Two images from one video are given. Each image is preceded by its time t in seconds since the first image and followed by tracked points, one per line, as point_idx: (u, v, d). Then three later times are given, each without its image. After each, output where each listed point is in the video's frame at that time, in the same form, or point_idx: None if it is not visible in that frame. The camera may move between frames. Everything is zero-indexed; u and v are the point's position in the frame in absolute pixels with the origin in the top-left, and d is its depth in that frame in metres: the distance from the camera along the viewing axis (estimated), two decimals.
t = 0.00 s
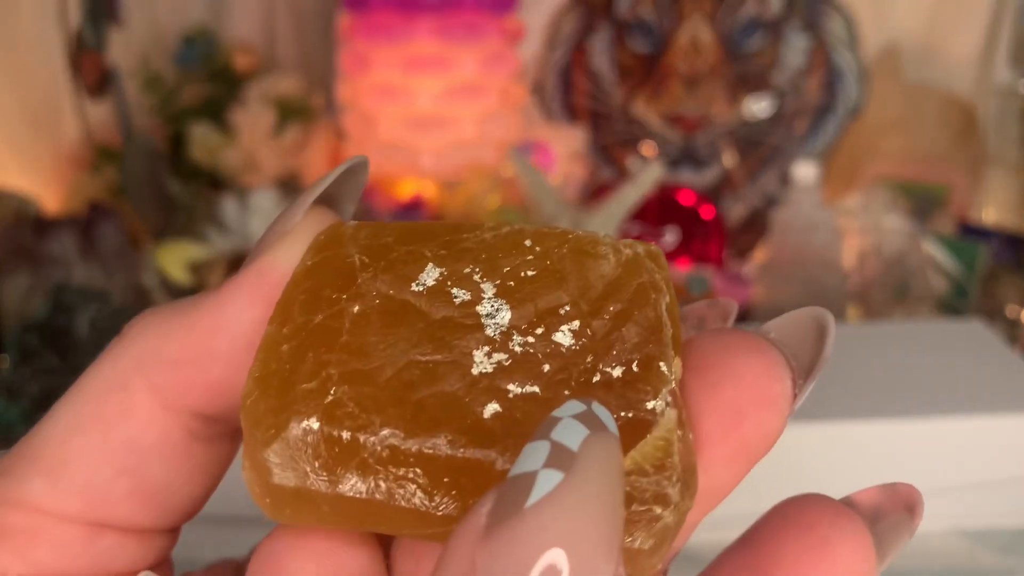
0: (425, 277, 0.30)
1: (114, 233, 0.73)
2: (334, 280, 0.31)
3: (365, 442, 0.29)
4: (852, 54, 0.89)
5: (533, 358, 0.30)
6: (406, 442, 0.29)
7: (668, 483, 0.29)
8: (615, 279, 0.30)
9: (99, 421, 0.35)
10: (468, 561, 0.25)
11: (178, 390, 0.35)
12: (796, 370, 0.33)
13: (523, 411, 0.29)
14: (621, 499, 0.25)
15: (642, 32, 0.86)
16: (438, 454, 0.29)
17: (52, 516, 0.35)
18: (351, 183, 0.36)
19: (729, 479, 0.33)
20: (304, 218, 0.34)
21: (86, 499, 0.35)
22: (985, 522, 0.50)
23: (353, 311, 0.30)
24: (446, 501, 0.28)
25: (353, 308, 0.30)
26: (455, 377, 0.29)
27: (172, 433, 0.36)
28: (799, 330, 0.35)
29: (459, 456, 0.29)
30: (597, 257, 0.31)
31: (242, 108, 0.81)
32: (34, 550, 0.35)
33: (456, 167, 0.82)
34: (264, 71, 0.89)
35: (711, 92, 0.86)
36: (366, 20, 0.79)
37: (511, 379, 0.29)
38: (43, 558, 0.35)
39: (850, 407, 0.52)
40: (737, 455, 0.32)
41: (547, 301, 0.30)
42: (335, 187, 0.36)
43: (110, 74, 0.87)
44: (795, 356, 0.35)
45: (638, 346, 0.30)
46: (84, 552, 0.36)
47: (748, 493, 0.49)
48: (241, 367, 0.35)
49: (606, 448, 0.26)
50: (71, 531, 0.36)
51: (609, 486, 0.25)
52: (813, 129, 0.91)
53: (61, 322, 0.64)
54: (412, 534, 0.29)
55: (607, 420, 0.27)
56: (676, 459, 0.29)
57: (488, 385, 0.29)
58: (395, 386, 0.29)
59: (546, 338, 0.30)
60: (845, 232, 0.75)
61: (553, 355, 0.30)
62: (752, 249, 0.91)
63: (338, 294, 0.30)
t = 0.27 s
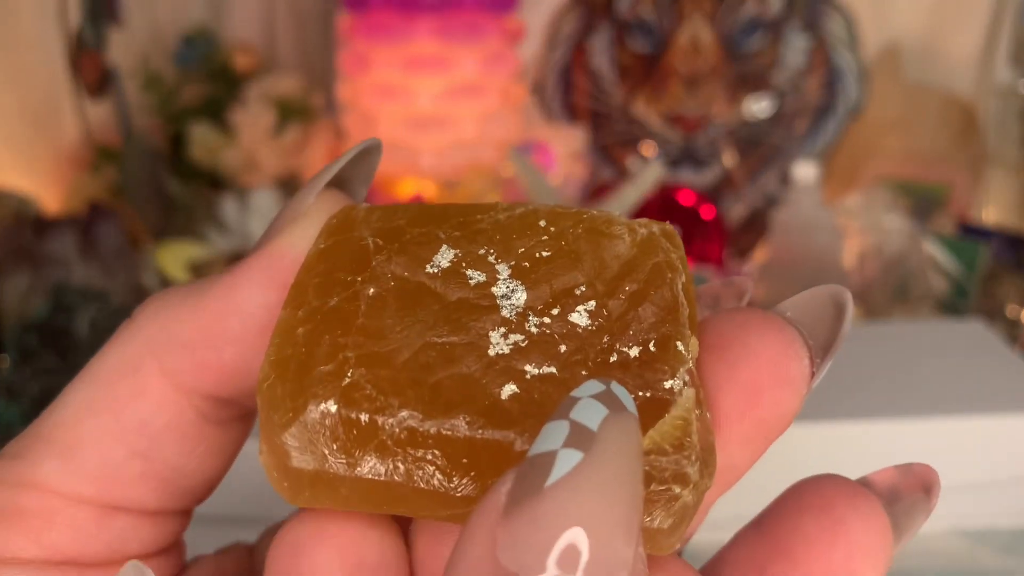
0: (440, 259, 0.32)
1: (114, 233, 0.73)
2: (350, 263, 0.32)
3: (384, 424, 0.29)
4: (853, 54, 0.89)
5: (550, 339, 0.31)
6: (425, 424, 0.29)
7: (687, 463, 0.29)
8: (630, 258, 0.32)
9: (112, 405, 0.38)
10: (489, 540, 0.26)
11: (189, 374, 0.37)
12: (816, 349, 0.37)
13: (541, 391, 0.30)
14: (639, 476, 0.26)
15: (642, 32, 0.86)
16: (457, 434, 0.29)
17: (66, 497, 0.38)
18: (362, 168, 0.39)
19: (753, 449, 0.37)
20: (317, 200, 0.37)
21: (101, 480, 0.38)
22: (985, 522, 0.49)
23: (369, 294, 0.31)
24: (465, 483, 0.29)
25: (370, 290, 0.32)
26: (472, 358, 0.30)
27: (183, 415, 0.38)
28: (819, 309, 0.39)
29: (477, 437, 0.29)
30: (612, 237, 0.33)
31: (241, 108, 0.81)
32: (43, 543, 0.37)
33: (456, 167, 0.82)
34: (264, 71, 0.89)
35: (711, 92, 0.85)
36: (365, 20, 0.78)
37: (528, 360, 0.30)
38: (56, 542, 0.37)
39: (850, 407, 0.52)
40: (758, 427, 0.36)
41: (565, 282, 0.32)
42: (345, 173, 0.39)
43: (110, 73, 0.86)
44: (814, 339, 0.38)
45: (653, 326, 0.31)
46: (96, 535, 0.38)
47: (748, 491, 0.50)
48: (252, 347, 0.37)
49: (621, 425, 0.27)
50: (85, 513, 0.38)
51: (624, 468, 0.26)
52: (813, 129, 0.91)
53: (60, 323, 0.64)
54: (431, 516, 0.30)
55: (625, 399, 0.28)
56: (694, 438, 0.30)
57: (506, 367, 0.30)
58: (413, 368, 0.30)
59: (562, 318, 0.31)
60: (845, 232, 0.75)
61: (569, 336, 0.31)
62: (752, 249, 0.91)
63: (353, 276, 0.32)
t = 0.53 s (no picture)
0: (447, 265, 0.32)
1: (113, 233, 0.73)
2: (358, 268, 0.32)
3: (396, 430, 0.30)
4: (853, 54, 0.89)
5: (559, 343, 0.31)
6: (435, 429, 0.30)
7: (696, 466, 0.29)
8: (637, 261, 0.33)
9: (118, 408, 0.37)
10: (499, 543, 0.26)
11: (197, 378, 0.38)
12: (822, 352, 0.37)
13: (551, 397, 0.30)
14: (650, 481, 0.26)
15: (642, 31, 0.86)
16: (467, 443, 0.30)
17: (70, 502, 0.37)
18: (371, 170, 0.39)
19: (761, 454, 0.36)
20: (324, 205, 0.37)
21: (106, 483, 0.38)
22: (984, 520, 0.49)
23: (377, 299, 0.31)
24: (475, 488, 0.29)
25: (378, 296, 0.32)
26: (481, 363, 0.31)
27: (192, 416, 0.38)
28: (829, 313, 0.38)
29: (488, 443, 0.30)
30: (618, 240, 0.33)
31: (241, 108, 0.81)
32: (48, 547, 0.37)
33: (456, 167, 0.82)
34: (264, 71, 0.89)
35: (711, 91, 0.85)
36: (365, 20, 0.78)
37: (538, 366, 0.31)
38: (62, 546, 0.37)
39: (852, 407, 0.52)
40: (766, 434, 0.36)
41: (572, 287, 0.32)
42: (354, 175, 0.39)
43: (110, 73, 0.86)
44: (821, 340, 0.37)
45: (660, 332, 0.32)
46: (102, 539, 0.38)
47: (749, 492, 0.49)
48: (262, 350, 0.38)
49: (633, 428, 0.27)
50: (90, 517, 0.38)
51: (636, 474, 0.26)
52: (813, 129, 0.91)
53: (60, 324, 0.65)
54: (442, 521, 0.30)
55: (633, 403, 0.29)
56: (703, 442, 0.30)
57: (517, 372, 0.31)
58: (423, 374, 0.30)
59: (571, 323, 0.32)
60: (845, 232, 0.75)
61: (578, 343, 0.31)
62: (752, 249, 0.91)
63: (361, 282, 0.32)
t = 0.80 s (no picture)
0: (487, 277, 0.31)
1: (113, 233, 0.72)
2: (395, 279, 0.31)
3: (441, 446, 0.29)
4: (853, 54, 0.89)
5: (601, 358, 0.30)
6: (484, 445, 0.29)
7: (742, 482, 0.29)
8: (675, 278, 0.31)
9: (151, 420, 0.36)
10: (550, 554, 0.26)
11: (232, 392, 0.36)
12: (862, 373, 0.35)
13: (597, 412, 0.29)
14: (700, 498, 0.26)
15: (642, 32, 0.85)
16: (516, 457, 0.29)
17: (104, 518, 0.36)
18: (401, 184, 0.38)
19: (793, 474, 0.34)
20: (358, 220, 0.36)
21: (138, 499, 0.36)
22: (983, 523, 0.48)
23: (418, 312, 0.30)
24: (523, 503, 0.29)
25: (418, 309, 0.30)
26: (526, 379, 0.29)
27: (226, 434, 0.37)
28: (867, 330, 0.37)
29: (535, 458, 0.29)
30: (655, 256, 0.31)
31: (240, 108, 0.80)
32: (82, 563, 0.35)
33: (457, 167, 0.82)
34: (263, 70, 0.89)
35: (711, 91, 0.86)
36: (365, 20, 0.78)
37: (583, 380, 0.30)
38: (92, 561, 0.35)
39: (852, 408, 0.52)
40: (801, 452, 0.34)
41: (614, 300, 0.31)
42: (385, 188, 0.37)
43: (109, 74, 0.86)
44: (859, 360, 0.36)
45: (704, 343, 0.31)
46: (137, 555, 0.36)
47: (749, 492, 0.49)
48: (299, 368, 0.36)
49: (683, 442, 0.27)
50: (124, 534, 0.36)
51: (687, 490, 0.26)
52: (813, 129, 0.91)
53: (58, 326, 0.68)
54: (485, 537, 0.29)
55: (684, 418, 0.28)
56: (749, 458, 0.30)
57: (561, 387, 0.30)
58: (465, 388, 0.29)
59: (613, 338, 0.30)
60: (845, 232, 0.75)
61: (621, 356, 0.30)
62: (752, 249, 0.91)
63: (402, 296, 0.31)
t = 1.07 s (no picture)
0: (520, 272, 0.31)
1: (114, 233, 0.74)
2: (429, 276, 0.31)
3: (478, 443, 0.29)
4: (853, 54, 0.89)
5: (638, 354, 0.30)
6: (519, 443, 0.29)
7: (784, 480, 0.29)
8: (711, 272, 0.31)
9: (174, 419, 0.36)
10: (590, 554, 0.24)
11: (258, 391, 0.36)
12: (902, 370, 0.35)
13: (635, 410, 0.29)
14: (741, 498, 0.25)
15: (642, 32, 0.85)
16: (555, 452, 0.29)
17: (128, 518, 0.36)
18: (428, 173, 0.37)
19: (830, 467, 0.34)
20: (386, 217, 0.36)
21: (162, 500, 0.36)
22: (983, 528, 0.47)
23: (451, 308, 0.31)
24: (559, 503, 0.29)
25: (452, 304, 0.31)
26: (562, 375, 0.30)
27: (251, 432, 0.37)
28: (908, 324, 0.37)
29: (573, 456, 0.29)
30: (691, 249, 0.31)
31: (240, 108, 0.80)
32: (104, 563, 0.35)
33: (458, 166, 0.82)
34: (263, 71, 0.88)
35: (711, 90, 0.86)
36: (365, 19, 0.78)
37: (620, 376, 0.30)
38: (118, 563, 0.36)
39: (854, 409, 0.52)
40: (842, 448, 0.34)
41: (649, 295, 0.31)
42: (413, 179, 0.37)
43: (109, 74, 0.86)
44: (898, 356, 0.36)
45: (743, 339, 0.30)
46: (160, 556, 0.36)
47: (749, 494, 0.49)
48: (322, 364, 0.36)
49: (725, 445, 0.26)
50: (146, 534, 0.36)
51: (729, 488, 0.25)
52: (813, 129, 0.91)
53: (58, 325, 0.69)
54: (520, 537, 0.29)
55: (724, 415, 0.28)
56: (790, 455, 0.29)
57: (598, 384, 0.30)
58: (502, 384, 0.29)
59: (649, 333, 0.30)
60: (845, 232, 0.75)
61: (659, 352, 0.30)
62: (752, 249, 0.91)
63: (434, 291, 0.31)
